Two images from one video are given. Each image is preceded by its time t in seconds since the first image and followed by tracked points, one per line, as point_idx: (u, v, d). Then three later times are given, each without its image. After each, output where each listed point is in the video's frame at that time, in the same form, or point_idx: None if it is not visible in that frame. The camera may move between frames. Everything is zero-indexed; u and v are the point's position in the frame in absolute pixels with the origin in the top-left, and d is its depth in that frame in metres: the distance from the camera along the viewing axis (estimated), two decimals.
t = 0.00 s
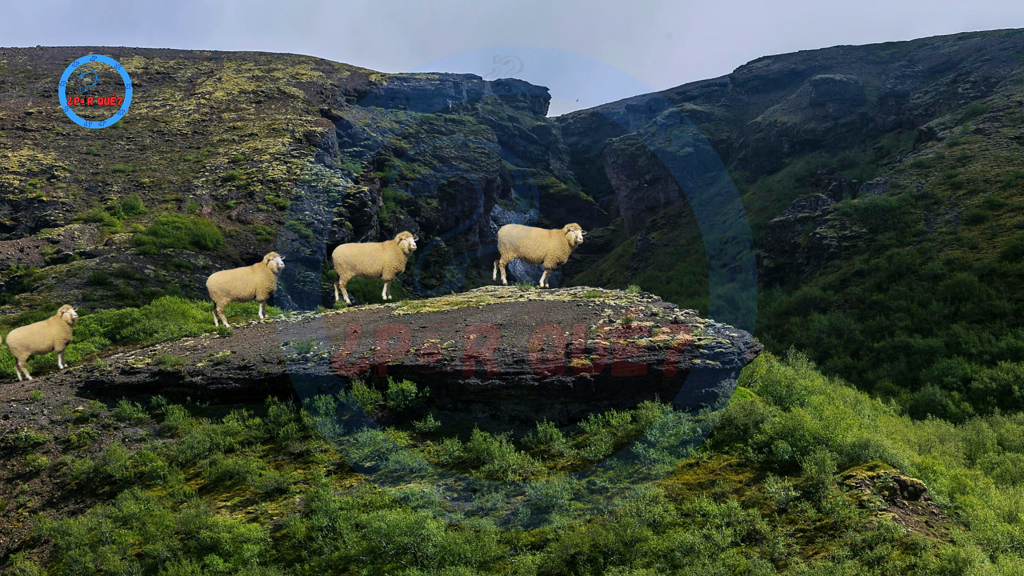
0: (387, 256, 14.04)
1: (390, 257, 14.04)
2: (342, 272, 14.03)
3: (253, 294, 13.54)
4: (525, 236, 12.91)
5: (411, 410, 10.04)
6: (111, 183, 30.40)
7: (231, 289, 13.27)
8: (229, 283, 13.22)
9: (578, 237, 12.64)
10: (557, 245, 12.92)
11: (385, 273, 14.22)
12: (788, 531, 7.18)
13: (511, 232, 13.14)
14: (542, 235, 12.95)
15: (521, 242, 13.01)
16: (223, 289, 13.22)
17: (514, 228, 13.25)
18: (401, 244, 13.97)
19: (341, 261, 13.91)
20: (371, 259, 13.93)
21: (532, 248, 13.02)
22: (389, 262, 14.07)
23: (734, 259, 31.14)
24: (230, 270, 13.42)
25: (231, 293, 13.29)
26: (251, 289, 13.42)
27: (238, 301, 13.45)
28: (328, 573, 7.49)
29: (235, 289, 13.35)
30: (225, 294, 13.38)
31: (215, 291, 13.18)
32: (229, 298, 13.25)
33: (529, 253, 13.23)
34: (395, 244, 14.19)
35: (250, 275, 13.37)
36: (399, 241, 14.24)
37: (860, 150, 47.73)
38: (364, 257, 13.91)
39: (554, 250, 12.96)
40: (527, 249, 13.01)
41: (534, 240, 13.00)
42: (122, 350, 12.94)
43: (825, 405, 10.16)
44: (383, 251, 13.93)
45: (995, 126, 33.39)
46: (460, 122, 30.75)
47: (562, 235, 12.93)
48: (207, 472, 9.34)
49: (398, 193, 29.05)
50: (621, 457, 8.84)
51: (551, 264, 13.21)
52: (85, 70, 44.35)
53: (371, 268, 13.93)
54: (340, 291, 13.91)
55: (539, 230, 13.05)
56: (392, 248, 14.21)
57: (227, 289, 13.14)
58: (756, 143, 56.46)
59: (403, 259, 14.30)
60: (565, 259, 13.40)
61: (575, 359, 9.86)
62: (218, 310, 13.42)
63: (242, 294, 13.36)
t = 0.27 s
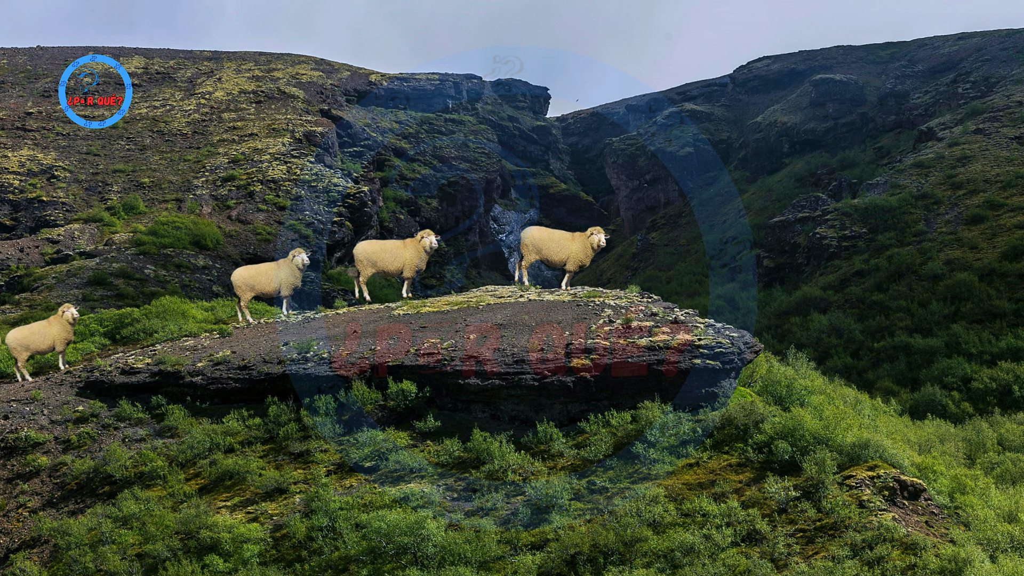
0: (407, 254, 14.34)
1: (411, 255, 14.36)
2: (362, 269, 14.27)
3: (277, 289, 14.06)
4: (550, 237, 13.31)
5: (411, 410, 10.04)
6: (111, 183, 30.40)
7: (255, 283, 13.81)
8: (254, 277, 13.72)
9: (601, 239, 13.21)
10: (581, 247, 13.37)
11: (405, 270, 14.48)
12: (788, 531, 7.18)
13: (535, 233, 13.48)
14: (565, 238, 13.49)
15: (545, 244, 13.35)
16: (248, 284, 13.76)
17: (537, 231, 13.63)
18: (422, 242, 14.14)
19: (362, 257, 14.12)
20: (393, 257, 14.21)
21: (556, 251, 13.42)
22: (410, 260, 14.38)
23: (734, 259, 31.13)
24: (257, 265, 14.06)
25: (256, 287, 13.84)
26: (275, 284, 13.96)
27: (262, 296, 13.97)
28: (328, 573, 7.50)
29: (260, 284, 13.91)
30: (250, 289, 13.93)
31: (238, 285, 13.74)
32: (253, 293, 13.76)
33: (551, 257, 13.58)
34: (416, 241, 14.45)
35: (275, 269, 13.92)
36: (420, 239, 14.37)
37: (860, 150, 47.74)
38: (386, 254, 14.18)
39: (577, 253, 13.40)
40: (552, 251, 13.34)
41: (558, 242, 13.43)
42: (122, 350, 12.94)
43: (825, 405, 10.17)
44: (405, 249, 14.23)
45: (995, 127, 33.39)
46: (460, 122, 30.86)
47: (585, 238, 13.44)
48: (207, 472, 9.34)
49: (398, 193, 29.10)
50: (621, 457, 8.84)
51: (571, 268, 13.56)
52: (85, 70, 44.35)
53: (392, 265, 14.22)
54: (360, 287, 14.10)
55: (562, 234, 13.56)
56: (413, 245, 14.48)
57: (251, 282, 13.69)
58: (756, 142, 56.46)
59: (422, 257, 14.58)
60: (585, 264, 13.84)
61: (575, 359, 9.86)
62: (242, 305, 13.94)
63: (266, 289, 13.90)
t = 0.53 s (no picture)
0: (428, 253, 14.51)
1: (431, 253, 14.51)
2: (384, 266, 14.91)
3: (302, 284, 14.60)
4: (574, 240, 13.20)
5: (411, 410, 10.04)
6: (111, 183, 30.40)
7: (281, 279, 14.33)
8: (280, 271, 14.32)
9: (624, 243, 13.15)
10: (603, 251, 13.28)
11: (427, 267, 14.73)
12: (788, 531, 7.18)
13: (557, 235, 13.38)
14: (588, 241, 13.37)
15: (568, 246, 13.23)
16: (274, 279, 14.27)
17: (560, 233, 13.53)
18: (442, 240, 14.16)
19: (384, 253, 14.83)
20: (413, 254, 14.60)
21: (579, 254, 13.30)
22: (430, 258, 14.56)
23: (734, 259, 31.12)
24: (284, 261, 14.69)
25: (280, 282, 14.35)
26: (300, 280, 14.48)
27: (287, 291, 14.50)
28: (328, 573, 7.49)
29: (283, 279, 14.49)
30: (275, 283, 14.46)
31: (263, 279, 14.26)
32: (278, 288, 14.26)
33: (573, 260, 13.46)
34: (437, 239, 14.56)
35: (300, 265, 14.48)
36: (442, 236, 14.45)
37: (860, 150, 47.74)
38: (407, 251, 14.69)
39: (600, 256, 13.28)
40: (574, 253, 13.20)
41: (581, 245, 13.34)
42: (122, 350, 12.95)
43: (825, 405, 10.16)
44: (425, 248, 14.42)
45: (995, 126, 33.39)
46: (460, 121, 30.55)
47: (608, 242, 13.40)
48: (207, 472, 9.34)
49: (397, 193, 30.52)
50: (621, 457, 8.84)
51: (593, 271, 13.42)
52: (85, 70, 44.35)
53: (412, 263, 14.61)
54: (380, 282, 14.69)
55: (585, 237, 13.50)
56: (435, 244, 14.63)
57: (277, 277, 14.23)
58: (756, 142, 56.46)
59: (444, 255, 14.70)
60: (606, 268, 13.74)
61: (575, 359, 9.86)
62: (266, 300, 14.40)
63: (291, 284, 14.43)
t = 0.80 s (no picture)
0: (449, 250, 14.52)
1: (452, 251, 14.50)
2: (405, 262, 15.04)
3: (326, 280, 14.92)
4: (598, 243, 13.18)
5: (411, 410, 10.04)
6: (111, 183, 30.40)
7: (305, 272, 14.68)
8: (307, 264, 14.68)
9: (646, 246, 13.11)
10: (627, 254, 13.29)
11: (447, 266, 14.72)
12: (788, 531, 7.18)
13: (580, 237, 13.39)
14: (611, 244, 13.35)
15: (591, 248, 13.24)
16: (299, 272, 14.65)
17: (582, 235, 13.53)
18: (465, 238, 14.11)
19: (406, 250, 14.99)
20: (434, 251, 14.57)
21: (603, 256, 13.29)
22: (450, 256, 14.55)
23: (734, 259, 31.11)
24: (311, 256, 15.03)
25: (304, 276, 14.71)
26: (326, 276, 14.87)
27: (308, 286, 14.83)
28: (328, 573, 7.50)
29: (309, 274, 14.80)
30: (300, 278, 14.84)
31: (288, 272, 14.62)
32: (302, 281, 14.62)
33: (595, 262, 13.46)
34: (459, 238, 14.53)
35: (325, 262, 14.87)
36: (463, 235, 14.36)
37: (860, 150, 47.74)
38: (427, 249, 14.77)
39: (623, 259, 13.29)
40: (597, 256, 13.21)
41: (604, 248, 13.33)
42: (121, 350, 12.90)
43: (825, 405, 10.17)
44: (445, 244, 14.42)
45: (995, 126, 33.38)
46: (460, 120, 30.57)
47: (630, 245, 13.37)
48: (207, 472, 9.34)
49: (397, 193, 30.42)
50: (621, 457, 8.83)
51: (615, 274, 13.43)
52: (85, 70, 44.34)
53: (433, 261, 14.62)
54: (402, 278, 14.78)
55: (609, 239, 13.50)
56: (456, 241, 14.61)
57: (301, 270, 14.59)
58: (756, 142, 56.45)
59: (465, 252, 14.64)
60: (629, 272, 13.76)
61: (575, 359, 9.86)
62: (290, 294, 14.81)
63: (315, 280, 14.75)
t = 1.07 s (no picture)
0: (470, 247, 14.34)
1: (473, 248, 14.33)
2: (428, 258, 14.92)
3: (351, 276, 14.77)
4: (620, 245, 13.01)
5: (411, 410, 10.04)
6: (111, 183, 30.40)
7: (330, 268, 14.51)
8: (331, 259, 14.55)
9: (669, 250, 12.82)
10: (650, 257, 13.01)
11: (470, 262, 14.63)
12: (788, 531, 7.18)
13: (603, 239, 13.27)
14: (634, 247, 13.16)
15: (613, 250, 13.11)
16: (323, 267, 14.48)
17: (607, 237, 13.39)
18: (486, 236, 13.70)
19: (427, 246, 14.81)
20: (456, 249, 14.44)
21: (625, 259, 13.10)
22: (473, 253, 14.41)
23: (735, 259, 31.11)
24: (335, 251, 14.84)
25: (329, 272, 14.54)
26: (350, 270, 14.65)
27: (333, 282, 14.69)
28: (328, 573, 7.50)
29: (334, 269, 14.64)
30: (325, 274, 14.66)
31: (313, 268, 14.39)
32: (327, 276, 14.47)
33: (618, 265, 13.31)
34: (479, 235, 14.32)
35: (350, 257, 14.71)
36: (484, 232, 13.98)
37: (860, 150, 47.74)
38: (450, 247, 14.61)
39: (646, 262, 13.04)
40: (619, 258, 13.05)
41: (627, 250, 13.14)
42: (122, 350, 12.93)
43: (825, 405, 10.17)
44: (466, 242, 14.28)
45: (995, 126, 33.37)
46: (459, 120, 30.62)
47: (654, 248, 13.09)
48: (207, 472, 9.34)
49: (397, 193, 30.47)
50: (621, 457, 8.84)
51: (638, 277, 13.23)
52: (85, 70, 44.35)
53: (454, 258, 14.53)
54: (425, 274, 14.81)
55: (633, 242, 13.26)
56: (477, 238, 14.44)
57: (326, 266, 14.43)
58: (756, 142, 56.45)
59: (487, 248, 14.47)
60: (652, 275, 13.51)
61: (575, 359, 9.85)
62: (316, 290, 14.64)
63: (340, 274, 14.64)
